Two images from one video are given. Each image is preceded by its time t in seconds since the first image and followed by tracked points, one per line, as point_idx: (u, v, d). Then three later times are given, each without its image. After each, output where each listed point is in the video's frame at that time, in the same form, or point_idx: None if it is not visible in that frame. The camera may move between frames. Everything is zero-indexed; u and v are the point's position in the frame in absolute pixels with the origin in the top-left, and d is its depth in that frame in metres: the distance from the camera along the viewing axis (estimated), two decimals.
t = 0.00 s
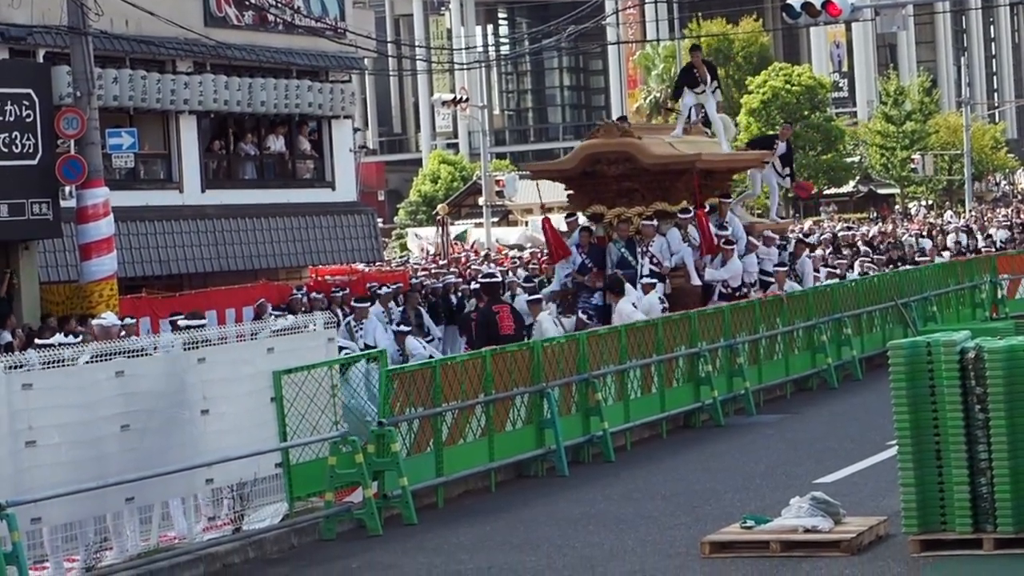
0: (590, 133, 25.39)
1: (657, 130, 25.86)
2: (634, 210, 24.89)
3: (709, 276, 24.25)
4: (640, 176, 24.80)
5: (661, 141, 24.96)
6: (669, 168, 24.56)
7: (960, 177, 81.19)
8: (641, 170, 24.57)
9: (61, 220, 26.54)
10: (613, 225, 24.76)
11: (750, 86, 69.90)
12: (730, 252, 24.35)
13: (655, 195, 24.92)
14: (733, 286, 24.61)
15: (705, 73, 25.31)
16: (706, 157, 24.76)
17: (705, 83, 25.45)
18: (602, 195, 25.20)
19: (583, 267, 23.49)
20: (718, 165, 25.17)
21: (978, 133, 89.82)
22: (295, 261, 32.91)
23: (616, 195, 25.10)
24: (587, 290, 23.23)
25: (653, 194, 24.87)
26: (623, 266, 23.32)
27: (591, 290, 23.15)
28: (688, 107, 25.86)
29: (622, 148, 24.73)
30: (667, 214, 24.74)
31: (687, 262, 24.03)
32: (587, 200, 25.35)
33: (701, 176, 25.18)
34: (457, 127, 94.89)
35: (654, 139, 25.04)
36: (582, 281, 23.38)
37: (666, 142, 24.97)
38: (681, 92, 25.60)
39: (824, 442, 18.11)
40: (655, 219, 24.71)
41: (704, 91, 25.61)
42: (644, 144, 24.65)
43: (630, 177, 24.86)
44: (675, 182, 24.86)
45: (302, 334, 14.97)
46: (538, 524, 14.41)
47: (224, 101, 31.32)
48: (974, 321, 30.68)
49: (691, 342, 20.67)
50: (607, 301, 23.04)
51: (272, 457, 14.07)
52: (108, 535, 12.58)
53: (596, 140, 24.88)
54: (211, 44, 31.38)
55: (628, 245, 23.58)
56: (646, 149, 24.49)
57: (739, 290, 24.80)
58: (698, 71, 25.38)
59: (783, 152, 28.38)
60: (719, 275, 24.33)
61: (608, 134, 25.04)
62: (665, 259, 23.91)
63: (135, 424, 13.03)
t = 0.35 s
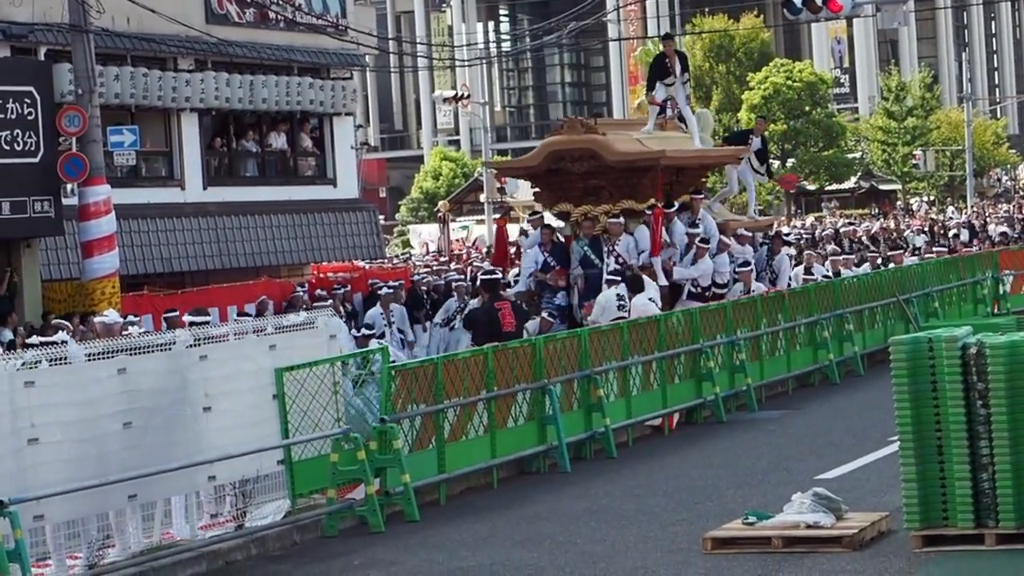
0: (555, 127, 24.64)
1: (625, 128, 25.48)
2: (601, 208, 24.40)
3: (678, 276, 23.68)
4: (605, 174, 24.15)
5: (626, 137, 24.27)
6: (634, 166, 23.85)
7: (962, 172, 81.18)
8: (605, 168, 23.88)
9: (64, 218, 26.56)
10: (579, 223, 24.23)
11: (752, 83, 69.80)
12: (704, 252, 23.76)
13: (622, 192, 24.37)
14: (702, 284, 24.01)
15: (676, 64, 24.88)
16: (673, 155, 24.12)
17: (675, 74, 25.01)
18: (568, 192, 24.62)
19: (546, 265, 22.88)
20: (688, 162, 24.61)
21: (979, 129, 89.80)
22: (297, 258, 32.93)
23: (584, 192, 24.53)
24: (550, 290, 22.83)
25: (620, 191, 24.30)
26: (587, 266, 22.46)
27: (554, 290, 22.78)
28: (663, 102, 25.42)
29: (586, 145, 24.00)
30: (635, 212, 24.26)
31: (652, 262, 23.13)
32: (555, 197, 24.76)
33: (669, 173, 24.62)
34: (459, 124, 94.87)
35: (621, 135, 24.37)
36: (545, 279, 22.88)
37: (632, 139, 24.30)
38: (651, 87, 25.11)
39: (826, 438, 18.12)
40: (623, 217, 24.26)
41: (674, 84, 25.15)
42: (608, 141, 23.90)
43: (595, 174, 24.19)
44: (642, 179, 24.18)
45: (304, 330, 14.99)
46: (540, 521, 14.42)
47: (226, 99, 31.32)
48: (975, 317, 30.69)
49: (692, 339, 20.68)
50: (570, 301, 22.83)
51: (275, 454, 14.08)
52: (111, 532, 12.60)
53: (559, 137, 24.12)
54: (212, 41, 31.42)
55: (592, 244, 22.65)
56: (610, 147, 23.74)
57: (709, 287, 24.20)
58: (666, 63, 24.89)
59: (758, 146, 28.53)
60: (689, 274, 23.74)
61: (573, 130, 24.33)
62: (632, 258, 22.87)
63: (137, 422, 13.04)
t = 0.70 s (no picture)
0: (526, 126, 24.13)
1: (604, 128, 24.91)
2: (574, 208, 23.94)
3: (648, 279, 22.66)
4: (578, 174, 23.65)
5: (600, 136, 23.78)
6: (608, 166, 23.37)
7: (971, 171, 81.05)
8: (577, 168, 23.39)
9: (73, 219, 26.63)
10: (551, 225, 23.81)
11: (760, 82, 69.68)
12: (676, 254, 22.82)
13: (595, 193, 23.85)
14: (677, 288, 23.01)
15: (659, 54, 24.66)
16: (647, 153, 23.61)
17: (657, 65, 24.79)
18: (540, 193, 24.10)
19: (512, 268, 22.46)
20: (663, 161, 24.01)
21: (989, 127, 89.65)
22: (306, 258, 32.97)
23: (556, 193, 24.02)
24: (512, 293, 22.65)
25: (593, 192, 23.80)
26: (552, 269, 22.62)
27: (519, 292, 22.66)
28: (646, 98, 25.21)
29: (558, 145, 23.51)
30: (608, 213, 23.76)
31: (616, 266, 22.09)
32: (527, 198, 24.22)
33: (644, 173, 24.03)
34: (468, 124, 94.86)
35: (594, 134, 23.87)
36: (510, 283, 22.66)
37: (606, 138, 23.80)
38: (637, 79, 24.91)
39: (836, 438, 18.09)
40: (595, 219, 23.77)
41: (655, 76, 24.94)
42: (580, 140, 23.42)
43: (567, 173, 23.69)
44: (615, 180, 23.69)
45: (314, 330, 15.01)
46: (549, 521, 14.41)
47: (234, 99, 31.36)
48: (985, 315, 30.63)
49: (701, 338, 20.67)
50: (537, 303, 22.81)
51: (284, 454, 14.10)
52: (120, 534, 12.61)
53: (530, 137, 23.62)
54: (221, 41, 31.43)
55: (556, 246, 22.87)
56: (582, 147, 23.26)
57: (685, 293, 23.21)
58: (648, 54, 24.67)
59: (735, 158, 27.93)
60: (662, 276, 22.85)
61: (544, 129, 23.81)
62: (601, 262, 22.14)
63: (146, 422, 13.05)
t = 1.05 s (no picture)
0: (507, 135, 23.56)
1: (590, 132, 24.12)
2: (554, 218, 23.18)
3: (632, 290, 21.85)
4: (558, 182, 22.98)
5: (581, 144, 23.17)
6: (587, 174, 22.73)
7: (992, 178, 80.82)
8: (556, 176, 22.76)
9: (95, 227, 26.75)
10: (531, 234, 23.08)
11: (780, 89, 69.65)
12: (660, 262, 21.84)
13: (576, 203, 23.15)
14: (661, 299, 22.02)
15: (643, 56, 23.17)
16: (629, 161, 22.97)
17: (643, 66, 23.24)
18: (521, 203, 23.40)
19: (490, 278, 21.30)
20: (646, 167, 23.26)
21: (1009, 134, 89.41)
22: (327, 267, 33.04)
23: (536, 203, 23.31)
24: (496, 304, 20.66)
25: (573, 201, 23.10)
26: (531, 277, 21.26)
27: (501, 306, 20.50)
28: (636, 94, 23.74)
29: (537, 153, 22.93)
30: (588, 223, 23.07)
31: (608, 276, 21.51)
32: (507, 209, 23.53)
33: (626, 182, 23.28)
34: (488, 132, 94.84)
35: (577, 141, 23.24)
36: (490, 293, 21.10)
37: (587, 145, 23.18)
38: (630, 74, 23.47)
39: (857, 445, 18.06)
40: (575, 228, 23.08)
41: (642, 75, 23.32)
42: (560, 148, 22.84)
43: (547, 183, 23.03)
44: (595, 189, 23.01)
45: (334, 338, 15.04)
46: (571, 528, 14.41)
47: (255, 107, 31.49)
48: (1006, 322, 30.56)
49: (721, 345, 20.65)
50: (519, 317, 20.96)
51: (305, 461, 14.12)
52: (142, 541, 12.65)
53: (509, 145, 23.04)
54: (241, 50, 31.46)
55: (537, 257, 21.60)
56: (561, 154, 22.67)
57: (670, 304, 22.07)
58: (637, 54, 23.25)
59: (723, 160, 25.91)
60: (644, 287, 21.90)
61: (524, 138, 23.19)
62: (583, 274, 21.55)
63: (168, 430, 13.09)
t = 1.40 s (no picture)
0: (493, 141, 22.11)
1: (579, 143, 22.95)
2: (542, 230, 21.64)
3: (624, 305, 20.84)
4: (547, 191, 21.60)
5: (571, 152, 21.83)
6: (578, 182, 21.38)
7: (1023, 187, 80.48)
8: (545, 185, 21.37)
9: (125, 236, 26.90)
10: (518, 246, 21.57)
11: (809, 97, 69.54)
12: (651, 275, 20.59)
13: (566, 213, 21.73)
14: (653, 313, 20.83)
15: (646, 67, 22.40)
16: (621, 170, 21.68)
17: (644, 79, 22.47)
18: (507, 213, 21.97)
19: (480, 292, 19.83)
20: (637, 177, 22.09)
21: None
22: (357, 276, 33.09)
23: (522, 213, 21.87)
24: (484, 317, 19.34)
25: (563, 211, 21.69)
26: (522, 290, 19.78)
27: (489, 318, 19.34)
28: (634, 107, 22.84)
29: (525, 160, 21.45)
30: (579, 233, 21.67)
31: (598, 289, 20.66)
32: (493, 220, 22.12)
33: (618, 191, 22.16)
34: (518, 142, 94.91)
35: (565, 148, 21.89)
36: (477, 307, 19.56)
37: (578, 153, 21.86)
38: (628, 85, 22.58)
39: (888, 454, 17.99)
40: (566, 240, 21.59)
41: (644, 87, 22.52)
42: (550, 155, 21.42)
43: (536, 192, 21.61)
44: (586, 198, 21.68)
45: (364, 347, 15.05)
46: (601, 537, 14.38)
47: (285, 117, 31.60)
48: None
49: (751, 354, 20.59)
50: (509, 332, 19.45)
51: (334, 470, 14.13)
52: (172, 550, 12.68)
53: (495, 151, 21.58)
54: (272, 59, 31.55)
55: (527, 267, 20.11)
56: (552, 162, 21.25)
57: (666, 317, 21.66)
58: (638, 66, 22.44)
59: (728, 151, 24.69)
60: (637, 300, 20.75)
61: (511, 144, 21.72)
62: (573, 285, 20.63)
63: (198, 439, 13.11)
